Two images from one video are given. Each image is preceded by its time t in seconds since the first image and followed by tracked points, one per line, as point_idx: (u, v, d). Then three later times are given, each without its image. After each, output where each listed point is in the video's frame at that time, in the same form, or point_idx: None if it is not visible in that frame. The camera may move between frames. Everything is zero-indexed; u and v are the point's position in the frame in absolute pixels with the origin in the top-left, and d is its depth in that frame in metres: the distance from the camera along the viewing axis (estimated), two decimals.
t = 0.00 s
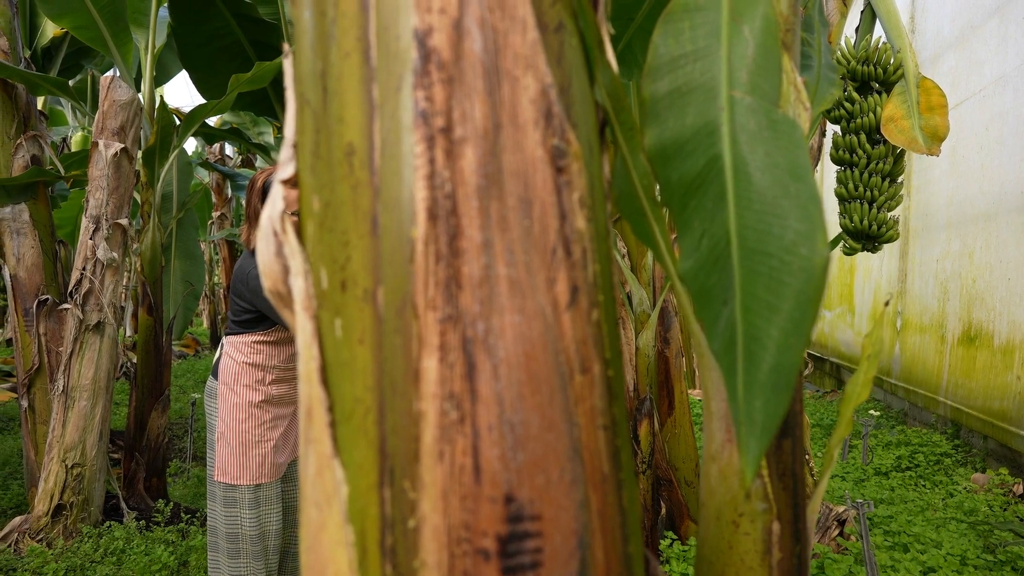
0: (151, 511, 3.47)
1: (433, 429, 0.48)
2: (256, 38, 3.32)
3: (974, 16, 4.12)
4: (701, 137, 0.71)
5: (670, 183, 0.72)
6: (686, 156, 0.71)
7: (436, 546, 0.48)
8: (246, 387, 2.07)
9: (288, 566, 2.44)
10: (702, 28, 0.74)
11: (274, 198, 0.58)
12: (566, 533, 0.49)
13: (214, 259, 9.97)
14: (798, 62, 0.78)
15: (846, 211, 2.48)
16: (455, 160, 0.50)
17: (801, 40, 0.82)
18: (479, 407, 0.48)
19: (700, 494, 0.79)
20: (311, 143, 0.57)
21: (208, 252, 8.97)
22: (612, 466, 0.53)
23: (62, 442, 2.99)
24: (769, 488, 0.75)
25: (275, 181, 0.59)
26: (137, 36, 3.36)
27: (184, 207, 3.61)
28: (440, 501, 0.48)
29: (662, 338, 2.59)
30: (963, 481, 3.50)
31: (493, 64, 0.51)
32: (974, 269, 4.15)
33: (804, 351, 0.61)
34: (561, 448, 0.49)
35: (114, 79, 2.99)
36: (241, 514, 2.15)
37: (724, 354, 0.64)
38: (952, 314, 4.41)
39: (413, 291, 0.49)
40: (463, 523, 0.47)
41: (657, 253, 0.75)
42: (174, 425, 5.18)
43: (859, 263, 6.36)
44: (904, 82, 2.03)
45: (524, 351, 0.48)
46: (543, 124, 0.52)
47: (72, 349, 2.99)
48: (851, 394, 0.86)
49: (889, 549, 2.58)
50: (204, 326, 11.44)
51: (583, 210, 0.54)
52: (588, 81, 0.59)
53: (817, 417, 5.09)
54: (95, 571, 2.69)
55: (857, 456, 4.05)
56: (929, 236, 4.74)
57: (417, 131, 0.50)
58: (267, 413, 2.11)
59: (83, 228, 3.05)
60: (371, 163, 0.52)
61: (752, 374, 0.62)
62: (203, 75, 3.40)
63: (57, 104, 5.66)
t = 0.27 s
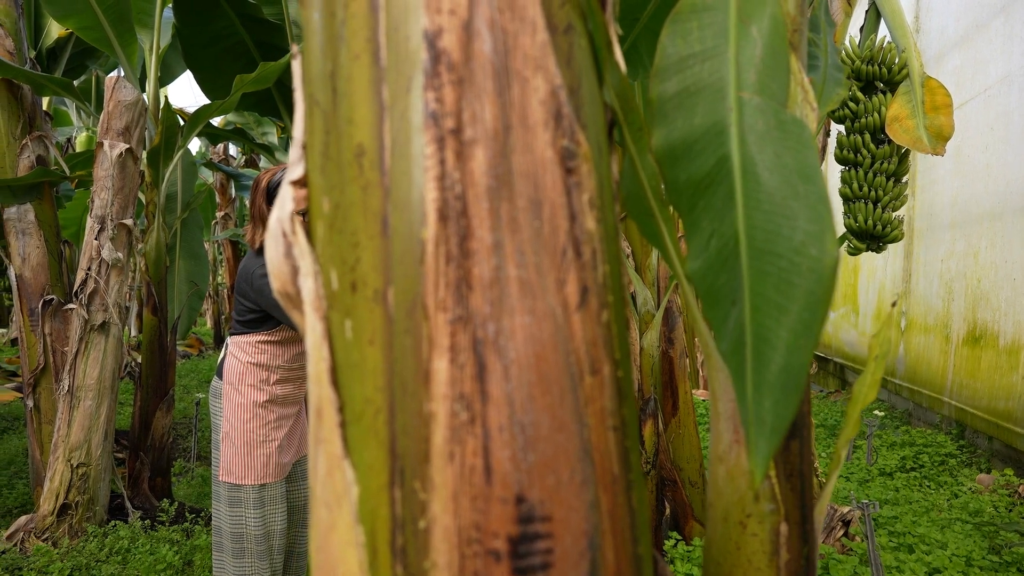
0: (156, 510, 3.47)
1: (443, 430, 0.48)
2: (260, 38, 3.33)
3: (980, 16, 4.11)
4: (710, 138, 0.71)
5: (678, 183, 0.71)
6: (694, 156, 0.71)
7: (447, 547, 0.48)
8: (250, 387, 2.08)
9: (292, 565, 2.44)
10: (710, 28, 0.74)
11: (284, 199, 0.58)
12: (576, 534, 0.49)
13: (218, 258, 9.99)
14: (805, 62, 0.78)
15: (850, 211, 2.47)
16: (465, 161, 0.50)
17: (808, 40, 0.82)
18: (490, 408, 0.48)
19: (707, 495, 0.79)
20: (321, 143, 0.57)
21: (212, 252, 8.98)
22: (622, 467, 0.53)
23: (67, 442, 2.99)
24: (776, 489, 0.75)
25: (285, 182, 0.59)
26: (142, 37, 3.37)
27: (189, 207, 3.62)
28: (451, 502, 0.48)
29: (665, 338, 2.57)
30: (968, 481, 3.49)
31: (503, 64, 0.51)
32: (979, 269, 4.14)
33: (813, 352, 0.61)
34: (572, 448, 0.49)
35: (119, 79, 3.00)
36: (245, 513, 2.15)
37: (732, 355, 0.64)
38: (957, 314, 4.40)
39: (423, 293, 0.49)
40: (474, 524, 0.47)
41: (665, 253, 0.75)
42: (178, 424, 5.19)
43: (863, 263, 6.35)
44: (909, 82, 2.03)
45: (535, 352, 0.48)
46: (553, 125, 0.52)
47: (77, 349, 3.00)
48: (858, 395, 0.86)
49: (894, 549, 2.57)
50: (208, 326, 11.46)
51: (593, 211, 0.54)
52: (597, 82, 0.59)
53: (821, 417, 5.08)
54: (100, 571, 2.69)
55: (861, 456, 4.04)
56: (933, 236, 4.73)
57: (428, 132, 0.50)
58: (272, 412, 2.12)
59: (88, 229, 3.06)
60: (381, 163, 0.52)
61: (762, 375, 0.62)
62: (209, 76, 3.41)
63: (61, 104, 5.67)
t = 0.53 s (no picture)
0: (161, 510, 3.48)
1: (456, 431, 0.48)
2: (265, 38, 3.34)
3: (984, 15, 4.10)
4: (719, 138, 0.70)
5: (688, 184, 0.71)
6: (704, 157, 0.71)
7: (460, 548, 0.48)
8: (255, 387, 2.08)
9: (297, 566, 2.45)
10: (719, 29, 0.74)
11: (295, 200, 0.58)
12: (589, 535, 0.49)
13: (222, 259, 10.01)
14: (814, 62, 0.78)
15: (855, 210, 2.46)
16: (478, 161, 0.50)
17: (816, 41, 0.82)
18: (502, 410, 0.47)
19: (716, 496, 0.79)
20: (332, 145, 0.57)
21: (216, 253, 9.01)
22: (633, 468, 0.53)
23: (72, 442, 3.00)
24: (786, 490, 0.74)
25: (295, 183, 0.59)
26: (147, 37, 3.38)
27: (193, 207, 3.63)
28: (463, 503, 0.48)
29: (671, 338, 2.62)
30: (973, 482, 3.48)
31: (515, 65, 0.51)
32: (984, 269, 4.13)
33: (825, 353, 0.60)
34: (584, 449, 0.49)
35: (124, 79, 3.01)
36: (250, 513, 2.15)
37: (743, 356, 0.64)
38: (962, 314, 4.39)
39: (436, 293, 0.49)
40: (487, 525, 0.47)
41: (673, 254, 0.75)
42: (182, 425, 5.20)
43: (867, 262, 6.34)
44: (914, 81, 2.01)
45: (548, 353, 0.48)
46: (565, 124, 0.52)
47: (83, 349, 3.01)
48: (866, 395, 0.86)
49: (899, 550, 2.57)
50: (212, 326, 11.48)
51: (604, 212, 0.54)
52: (608, 83, 0.59)
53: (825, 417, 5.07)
54: (107, 570, 2.70)
55: (866, 456, 4.02)
56: (938, 236, 4.72)
57: (440, 133, 0.50)
58: (277, 412, 2.12)
59: (93, 229, 3.07)
60: (393, 164, 0.52)
61: (773, 375, 0.62)
62: (211, 76, 3.40)
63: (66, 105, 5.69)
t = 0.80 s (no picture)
0: (166, 509, 3.49)
1: (471, 427, 0.48)
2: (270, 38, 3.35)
3: (991, 14, 4.09)
4: (731, 136, 0.70)
5: (699, 182, 0.71)
6: (715, 154, 0.71)
7: (475, 545, 0.48)
8: (261, 386, 2.08)
9: (302, 564, 2.45)
10: (730, 27, 0.74)
11: (308, 197, 0.58)
12: (604, 532, 0.48)
13: (227, 258, 10.04)
14: (825, 60, 0.77)
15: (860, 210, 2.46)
16: (492, 158, 0.49)
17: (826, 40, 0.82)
18: (518, 406, 0.47)
19: (726, 495, 0.79)
20: (345, 142, 0.57)
21: (221, 252, 9.03)
22: (647, 465, 0.53)
23: (79, 440, 3.01)
24: (797, 488, 0.74)
25: (309, 180, 0.59)
26: (153, 37, 3.38)
27: (199, 207, 3.63)
28: (478, 499, 0.48)
29: (675, 338, 2.64)
30: (980, 483, 3.47)
31: (530, 62, 0.51)
32: (990, 269, 4.12)
33: (838, 351, 0.60)
34: (599, 447, 0.49)
35: (130, 79, 3.02)
36: (256, 512, 2.15)
37: (756, 354, 0.64)
38: (969, 314, 4.37)
39: (451, 290, 0.49)
40: (501, 522, 0.47)
41: (684, 253, 0.75)
42: (187, 424, 5.21)
43: (872, 263, 6.33)
44: (921, 80, 2.02)
45: (563, 350, 0.48)
46: (580, 122, 0.52)
47: (89, 348, 3.02)
48: (876, 395, 0.85)
49: (906, 551, 2.56)
50: (216, 326, 11.51)
51: (618, 209, 0.54)
52: (622, 80, 0.59)
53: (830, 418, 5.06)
54: (112, 568, 2.70)
55: (872, 457, 4.01)
56: (944, 236, 4.71)
57: (455, 130, 0.50)
58: (282, 411, 2.12)
59: (100, 228, 3.08)
60: (407, 161, 0.52)
61: (786, 374, 0.62)
62: (217, 75, 3.40)
63: (72, 105, 5.71)
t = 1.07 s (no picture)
0: (173, 508, 3.50)
1: (487, 427, 0.48)
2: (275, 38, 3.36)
3: (997, 13, 4.07)
4: (742, 135, 0.70)
5: (710, 181, 0.71)
6: (726, 153, 0.71)
7: (490, 543, 0.48)
8: (266, 386, 2.09)
9: (309, 564, 2.45)
10: (741, 26, 0.74)
11: (321, 197, 0.58)
12: (619, 531, 0.48)
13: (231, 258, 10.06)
14: (835, 59, 0.77)
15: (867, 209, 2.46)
16: (507, 157, 0.49)
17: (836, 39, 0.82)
18: (533, 405, 0.47)
19: (736, 494, 0.78)
20: (359, 141, 0.57)
21: (225, 252, 9.05)
22: (662, 465, 0.53)
23: (85, 440, 3.02)
24: (808, 488, 0.74)
25: (321, 179, 0.59)
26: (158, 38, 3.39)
27: (205, 207, 3.64)
28: (494, 498, 0.48)
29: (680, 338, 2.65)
30: (986, 482, 3.45)
31: (544, 61, 0.51)
32: (997, 268, 4.10)
33: (852, 350, 0.60)
34: (614, 446, 0.49)
35: (136, 80, 3.02)
36: (262, 511, 2.15)
37: (769, 353, 0.63)
38: (975, 314, 4.36)
39: (466, 290, 0.49)
40: (517, 521, 0.47)
41: (695, 252, 0.75)
42: (193, 423, 5.23)
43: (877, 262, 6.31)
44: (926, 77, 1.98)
45: (578, 349, 0.48)
46: (594, 121, 0.52)
47: (96, 348, 3.03)
48: (886, 394, 0.85)
49: (912, 551, 2.55)
50: (220, 326, 11.53)
51: (633, 208, 0.54)
52: (635, 80, 0.59)
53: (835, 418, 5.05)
54: (120, 568, 2.71)
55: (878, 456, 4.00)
56: (950, 236, 4.70)
57: (470, 129, 0.50)
58: (288, 411, 2.12)
59: (106, 228, 3.09)
60: (422, 160, 0.52)
61: (799, 373, 0.61)
62: (221, 76, 3.41)
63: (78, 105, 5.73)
